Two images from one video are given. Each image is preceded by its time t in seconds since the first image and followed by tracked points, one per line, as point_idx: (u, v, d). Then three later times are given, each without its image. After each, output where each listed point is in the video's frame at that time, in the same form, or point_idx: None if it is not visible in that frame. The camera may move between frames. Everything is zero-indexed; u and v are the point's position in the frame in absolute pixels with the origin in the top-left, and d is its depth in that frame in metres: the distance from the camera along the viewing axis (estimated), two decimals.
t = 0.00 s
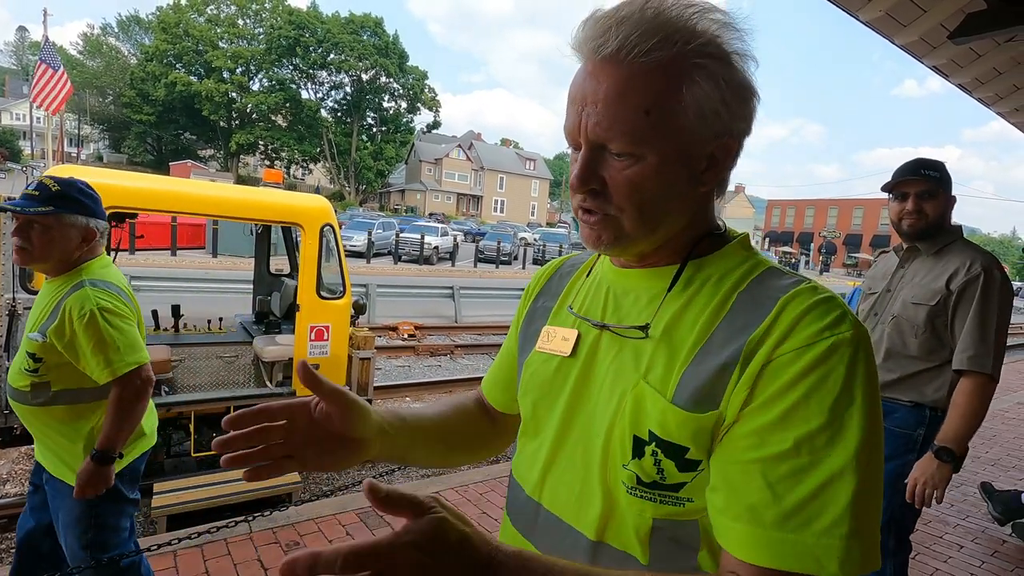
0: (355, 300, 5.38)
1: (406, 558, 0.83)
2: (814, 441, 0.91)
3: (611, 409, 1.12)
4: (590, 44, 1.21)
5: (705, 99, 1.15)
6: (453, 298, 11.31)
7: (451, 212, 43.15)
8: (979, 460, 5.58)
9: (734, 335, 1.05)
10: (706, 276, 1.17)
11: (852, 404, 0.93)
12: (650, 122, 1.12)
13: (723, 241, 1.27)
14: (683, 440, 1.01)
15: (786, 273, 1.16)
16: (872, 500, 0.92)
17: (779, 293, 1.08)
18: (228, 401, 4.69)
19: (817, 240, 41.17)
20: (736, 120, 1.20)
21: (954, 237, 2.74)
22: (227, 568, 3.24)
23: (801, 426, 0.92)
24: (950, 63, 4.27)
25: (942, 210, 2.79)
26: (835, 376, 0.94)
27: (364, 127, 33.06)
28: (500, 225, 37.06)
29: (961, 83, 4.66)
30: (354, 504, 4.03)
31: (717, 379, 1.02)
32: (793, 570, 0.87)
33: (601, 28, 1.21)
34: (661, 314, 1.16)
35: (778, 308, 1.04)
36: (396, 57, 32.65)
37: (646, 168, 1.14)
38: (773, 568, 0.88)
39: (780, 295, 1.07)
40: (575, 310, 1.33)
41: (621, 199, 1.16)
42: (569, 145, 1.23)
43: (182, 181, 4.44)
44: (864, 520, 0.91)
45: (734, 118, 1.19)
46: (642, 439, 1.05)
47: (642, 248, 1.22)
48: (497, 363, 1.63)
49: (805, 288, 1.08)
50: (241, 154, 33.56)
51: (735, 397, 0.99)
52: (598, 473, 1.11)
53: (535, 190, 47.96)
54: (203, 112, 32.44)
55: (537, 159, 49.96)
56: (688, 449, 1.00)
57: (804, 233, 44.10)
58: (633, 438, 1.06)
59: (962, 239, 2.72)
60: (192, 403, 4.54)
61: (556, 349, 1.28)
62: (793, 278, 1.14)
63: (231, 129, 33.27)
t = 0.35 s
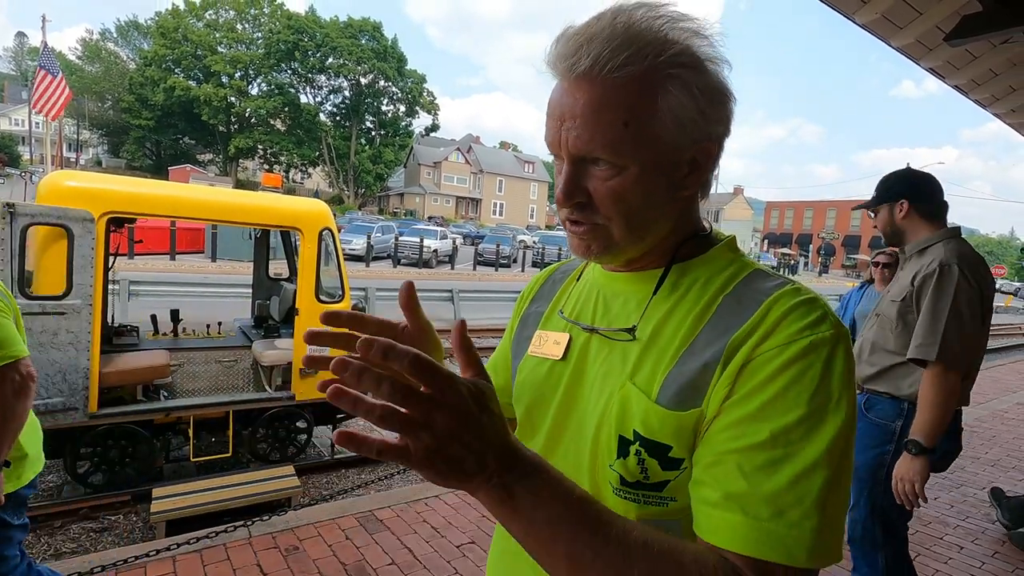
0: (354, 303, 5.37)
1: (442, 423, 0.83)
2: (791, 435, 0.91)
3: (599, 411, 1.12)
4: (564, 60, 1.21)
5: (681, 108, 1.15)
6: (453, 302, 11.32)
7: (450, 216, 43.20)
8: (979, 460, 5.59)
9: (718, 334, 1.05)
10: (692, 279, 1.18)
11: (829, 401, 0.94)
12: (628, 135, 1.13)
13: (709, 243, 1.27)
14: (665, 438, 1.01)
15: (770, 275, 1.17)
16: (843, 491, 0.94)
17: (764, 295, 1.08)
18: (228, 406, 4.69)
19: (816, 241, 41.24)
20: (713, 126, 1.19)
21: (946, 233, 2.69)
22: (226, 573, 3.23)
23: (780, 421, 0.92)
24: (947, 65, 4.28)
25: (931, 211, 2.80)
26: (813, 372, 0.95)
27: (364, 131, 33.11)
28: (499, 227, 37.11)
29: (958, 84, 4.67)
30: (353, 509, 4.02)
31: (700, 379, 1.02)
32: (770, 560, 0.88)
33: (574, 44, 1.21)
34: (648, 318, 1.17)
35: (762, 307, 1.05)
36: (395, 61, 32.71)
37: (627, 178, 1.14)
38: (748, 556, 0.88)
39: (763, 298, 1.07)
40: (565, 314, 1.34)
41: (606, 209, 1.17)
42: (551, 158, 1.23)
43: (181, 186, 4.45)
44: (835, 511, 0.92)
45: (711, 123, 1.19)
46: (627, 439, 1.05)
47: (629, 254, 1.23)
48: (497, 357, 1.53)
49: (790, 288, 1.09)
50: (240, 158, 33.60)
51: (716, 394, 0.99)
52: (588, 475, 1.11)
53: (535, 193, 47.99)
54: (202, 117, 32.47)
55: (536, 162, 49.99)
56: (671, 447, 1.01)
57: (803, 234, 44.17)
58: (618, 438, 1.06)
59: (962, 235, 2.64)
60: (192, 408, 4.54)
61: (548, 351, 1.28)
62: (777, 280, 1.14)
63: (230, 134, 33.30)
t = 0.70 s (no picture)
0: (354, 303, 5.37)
1: None
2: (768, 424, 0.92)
3: (595, 402, 1.12)
4: (584, 47, 1.23)
5: (697, 98, 1.18)
6: (453, 302, 11.32)
7: (450, 215, 43.19)
8: (979, 460, 5.59)
9: (707, 328, 1.06)
10: (685, 276, 1.17)
11: (811, 393, 0.95)
12: (647, 117, 1.14)
13: (705, 242, 1.27)
14: (655, 429, 1.01)
15: (761, 273, 1.17)
16: (819, 480, 0.94)
17: (751, 291, 1.09)
18: (228, 406, 4.69)
19: (816, 241, 41.26)
20: (715, 124, 1.22)
21: (959, 230, 2.69)
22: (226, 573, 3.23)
23: (754, 410, 0.93)
24: (946, 64, 4.28)
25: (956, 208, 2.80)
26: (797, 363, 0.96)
27: (364, 131, 33.12)
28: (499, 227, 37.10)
29: (957, 84, 4.67)
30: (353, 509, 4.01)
31: (689, 371, 1.03)
32: (738, 544, 0.89)
33: (595, 31, 1.23)
34: (642, 313, 1.17)
35: (750, 301, 1.06)
36: (395, 61, 32.71)
37: (643, 161, 1.15)
38: (719, 540, 0.89)
39: (752, 293, 1.08)
40: (565, 311, 1.33)
41: (619, 191, 1.17)
42: (564, 139, 1.24)
43: (181, 186, 4.44)
44: (810, 499, 0.92)
45: (715, 120, 1.22)
46: (619, 431, 1.05)
47: (634, 246, 1.22)
48: (487, 367, 1.54)
49: (779, 285, 1.09)
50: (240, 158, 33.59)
51: (704, 385, 1.00)
52: (581, 468, 1.11)
53: (535, 193, 47.97)
54: (202, 117, 32.46)
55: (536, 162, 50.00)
56: (661, 437, 1.01)
57: (803, 234, 44.18)
58: (610, 430, 1.06)
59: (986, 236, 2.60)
60: (191, 408, 4.54)
61: (548, 348, 1.28)
62: (766, 278, 1.14)
63: (230, 134, 33.29)
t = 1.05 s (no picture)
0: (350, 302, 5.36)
1: None
2: (766, 422, 0.92)
3: (590, 400, 1.12)
4: (576, 40, 1.22)
5: (685, 93, 1.17)
6: (449, 301, 11.31)
7: (447, 214, 43.14)
8: (974, 456, 5.61)
9: (705, 326, 1.05)
10: (680, 274, 1.17)
11: (808, 390, 0.95)
12: (638, 110, 1.14)
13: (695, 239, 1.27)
14: (653, 427, 1.01)
15: (752, 270, 1.17)
16: (817, 477, 0.94)
17: (744, 288, 1.09)
18: (224, 405, 4.68)
19: (811, 239, 41.37)
20: (705, 120, 1.22)
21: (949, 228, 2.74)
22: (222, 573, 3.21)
23: (749, 409, 0.93)
24: (941, 62, 4.29)
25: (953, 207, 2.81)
26: (794, 360, 0.96)
27: (360, 130, 33.05)
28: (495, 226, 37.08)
29: (952, 82, 4.68)
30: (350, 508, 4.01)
31: (686, 370, 1.02)
32: (743, 542, 0.89)
33: (587, 25, 1.23)
34: (638, 310, 1.16)
35: (745, 298, 1.05)
36: (392, 59, 32.65)
37: (632, 155, 1.15)
38: (721, 539, 0.89)
39: (745, 292, 1.07)
40: (556, 309, 1.32)
41: (610, 183, 1.16)
42: (554, 132, 1.23)
43: (176, 185, 4.42)
44: (808, 497, 0.93)
45: (704, 118, 1.22)
46: (617, 429, 1.04)
47: (628, 241, 1.21)
48: (479, 367, 1.53)
49: (772, 282, 1.09)
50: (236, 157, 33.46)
51: (702, 382, 0.99)
52: (578, 466, 1.11)
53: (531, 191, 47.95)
54: (197, 116, 32.32)
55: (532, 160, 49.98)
56: (660, 436, 1.01)
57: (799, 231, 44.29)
58: (608, 427, 1.05)
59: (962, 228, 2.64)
60: (186, 407, 4.52)
61: (540, 347, 1.27)
62: (759, 275, 1.14)
63: (226, 132, 33.19)
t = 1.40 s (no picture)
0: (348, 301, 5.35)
1: None
2: (756, 421, 0.92)
3: (581, 398, 1.12)
4: (572, 40, 1.23)
5: (677, 96, 1.16)
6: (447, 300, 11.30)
7: (445, 214, 43.10)
8: (969, 458, 5.63)
9: (697, 323, 1.05)
10: (674, 272, 1.17)
11: (798, 390, 0.94)
12: (625, 111, 1.14)
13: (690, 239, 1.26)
14: (644, 423, 1.01)
15: (745, 268, 1.16)
16: (809, 478, 0.94)
17: (736, 285, 1.09)
18: (220, 403, 4.66)
19: (809, 241, 41.44)
20: (701, 122, 1.20)
21: (890, 243, 3.07)
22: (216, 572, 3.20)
23: (739, 410, 0.93)
24: (939, 65, 4.29)
25: (901, 221, 3.11)
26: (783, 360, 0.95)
27: (358, 128, 33.03)
28: (494, 226, 37.05)
29: (950, 85, 4.68)
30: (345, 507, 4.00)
31: (679, 368, 1.02)
32: (735, 542, 0.88)
33: (582, 25, 1.23)
34: (632, 308, 1.16)
35: (734, 294, 1.05)
36: (391, 58, 32.60)
37: (618, 155, 1.15)
38: (712, 539, 0.89)
39: (734, 289, 1.07)
40: (552, 309, 1.32)
41: (596, 183, 1.16)
42: (547, 131, 1.24)
43: (172, 182, 4.40)
44: (800, 497, 0.92)
45: (701, 121, 1.20)
46: (607, 425, 1.04)
47: (616, 239, 1.21)
48: (474, 365, 1.53)
49: (763, 280, 1.09)
50: (234, 155, 33.39)
51: (694, 381, 0.99)
52: (568, 463, 1.10)
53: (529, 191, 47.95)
54: (195, 113, 32.23)
55: (531, 160, 49.97)
56: (650, 433, 1.00)
57: (797, 233, 44.36)
58: (598, 423, 1.05)
59: (890, 241, 3.01)
60: (182, 405, 4.51)
61: (535, 346, 1.27)
62: (752, 273, 1.14)
63: (224, 130, 33.12)
